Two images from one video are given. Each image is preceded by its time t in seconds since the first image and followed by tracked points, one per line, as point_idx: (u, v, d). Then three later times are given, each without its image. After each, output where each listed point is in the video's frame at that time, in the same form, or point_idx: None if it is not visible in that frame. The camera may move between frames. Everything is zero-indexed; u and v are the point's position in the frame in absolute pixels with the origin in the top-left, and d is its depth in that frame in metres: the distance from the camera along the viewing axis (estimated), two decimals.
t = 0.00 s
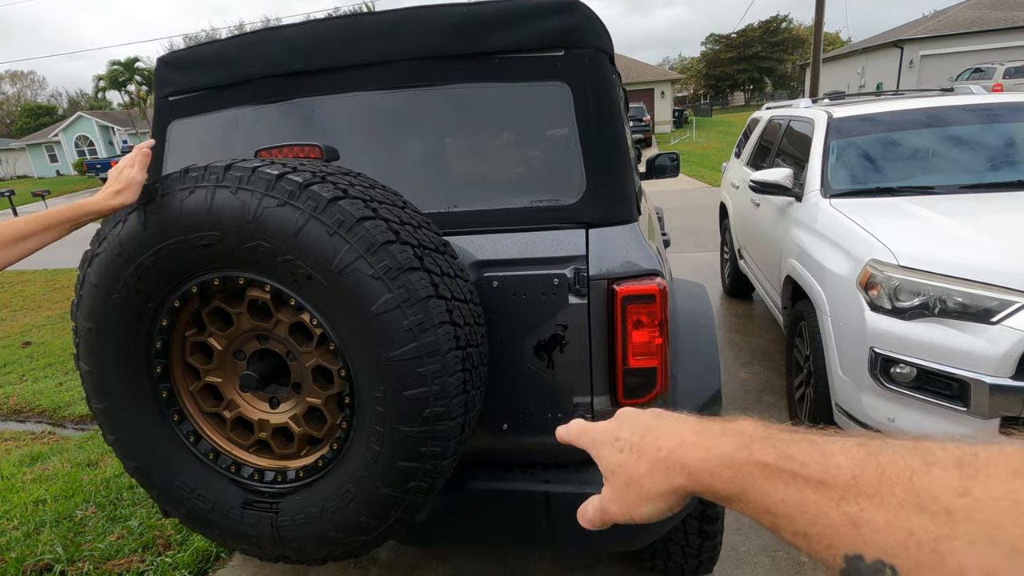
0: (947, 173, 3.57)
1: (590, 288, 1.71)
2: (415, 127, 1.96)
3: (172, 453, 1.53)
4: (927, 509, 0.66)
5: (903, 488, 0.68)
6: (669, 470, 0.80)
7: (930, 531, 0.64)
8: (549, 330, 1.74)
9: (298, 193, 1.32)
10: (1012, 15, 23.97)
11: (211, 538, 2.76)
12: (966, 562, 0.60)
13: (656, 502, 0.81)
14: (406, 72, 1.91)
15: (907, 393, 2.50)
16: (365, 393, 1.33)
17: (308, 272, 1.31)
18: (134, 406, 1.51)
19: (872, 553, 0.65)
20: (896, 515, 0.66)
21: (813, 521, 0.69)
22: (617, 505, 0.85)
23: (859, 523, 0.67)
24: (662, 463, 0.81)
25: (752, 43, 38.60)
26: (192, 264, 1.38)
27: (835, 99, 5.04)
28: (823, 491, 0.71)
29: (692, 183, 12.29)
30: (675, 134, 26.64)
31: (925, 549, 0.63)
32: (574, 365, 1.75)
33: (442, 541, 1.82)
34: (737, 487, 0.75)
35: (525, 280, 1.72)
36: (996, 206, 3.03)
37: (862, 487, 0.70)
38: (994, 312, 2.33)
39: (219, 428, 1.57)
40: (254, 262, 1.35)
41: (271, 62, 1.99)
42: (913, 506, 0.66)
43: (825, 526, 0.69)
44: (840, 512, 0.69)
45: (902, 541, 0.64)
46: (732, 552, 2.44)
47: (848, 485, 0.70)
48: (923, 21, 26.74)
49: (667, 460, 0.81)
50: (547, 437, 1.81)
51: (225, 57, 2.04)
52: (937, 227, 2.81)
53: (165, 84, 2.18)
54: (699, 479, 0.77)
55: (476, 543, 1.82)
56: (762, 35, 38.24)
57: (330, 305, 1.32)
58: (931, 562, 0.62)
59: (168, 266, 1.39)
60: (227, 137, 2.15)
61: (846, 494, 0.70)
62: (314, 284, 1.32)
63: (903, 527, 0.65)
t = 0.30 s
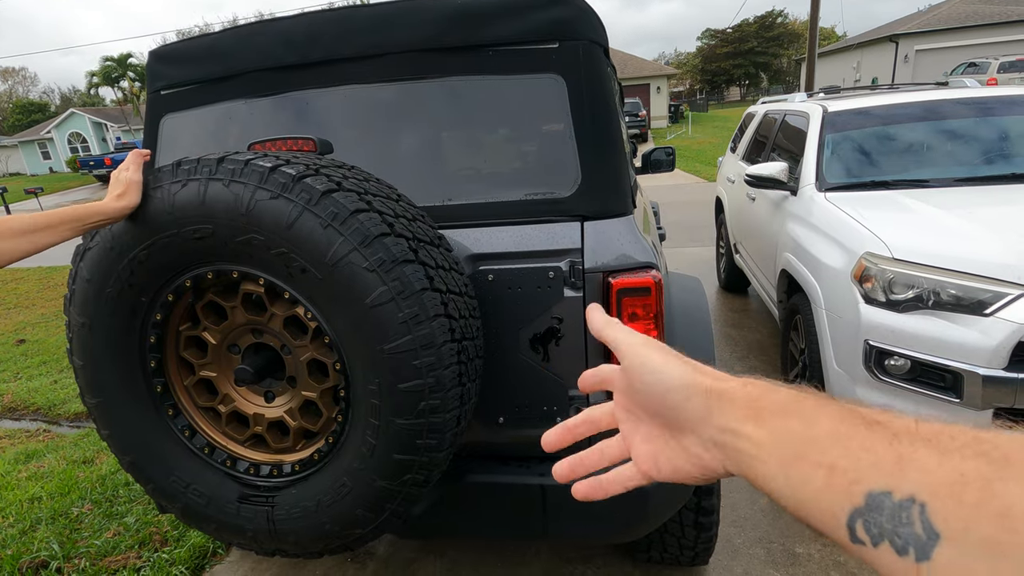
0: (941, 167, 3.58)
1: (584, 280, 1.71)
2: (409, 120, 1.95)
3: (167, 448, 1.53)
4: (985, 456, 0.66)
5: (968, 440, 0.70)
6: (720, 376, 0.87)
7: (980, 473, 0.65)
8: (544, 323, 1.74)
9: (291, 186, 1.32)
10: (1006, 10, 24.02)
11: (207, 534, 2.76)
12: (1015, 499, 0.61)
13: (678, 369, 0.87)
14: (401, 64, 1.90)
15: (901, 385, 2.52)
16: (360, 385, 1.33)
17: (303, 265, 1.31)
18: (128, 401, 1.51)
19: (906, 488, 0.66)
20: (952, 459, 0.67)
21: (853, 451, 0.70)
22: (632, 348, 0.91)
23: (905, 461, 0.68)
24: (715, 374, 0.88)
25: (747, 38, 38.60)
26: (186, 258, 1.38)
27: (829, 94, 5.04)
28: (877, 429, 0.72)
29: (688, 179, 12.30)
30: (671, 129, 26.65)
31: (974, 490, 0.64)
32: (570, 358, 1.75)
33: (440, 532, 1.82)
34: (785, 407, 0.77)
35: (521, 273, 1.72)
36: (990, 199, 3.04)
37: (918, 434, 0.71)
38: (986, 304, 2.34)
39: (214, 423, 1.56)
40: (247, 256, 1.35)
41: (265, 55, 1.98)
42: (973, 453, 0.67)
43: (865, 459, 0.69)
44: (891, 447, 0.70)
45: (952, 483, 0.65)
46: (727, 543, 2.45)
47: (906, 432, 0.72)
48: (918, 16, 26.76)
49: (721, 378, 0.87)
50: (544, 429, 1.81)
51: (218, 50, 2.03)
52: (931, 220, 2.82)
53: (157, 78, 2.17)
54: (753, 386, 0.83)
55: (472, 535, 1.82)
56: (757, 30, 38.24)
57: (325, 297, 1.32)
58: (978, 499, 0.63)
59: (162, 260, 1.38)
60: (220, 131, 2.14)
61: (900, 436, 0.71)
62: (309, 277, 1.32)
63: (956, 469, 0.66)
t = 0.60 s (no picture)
0: (936, 163, 3.59)
1: (581, 277, 1.70)
2: (406, 117, 1.94)
3: (161, 447, 1.52)
4: None
5: None
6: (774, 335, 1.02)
7: None
8: (541, 320, 1.73)
9: (287, 182, 1.31)
10: (999, 8, 24.09)
11: (203, 533, 2.74)
12: None
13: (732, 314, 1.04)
14: (397, 61, 1.89)
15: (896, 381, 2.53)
16: (357, 382, 1.33)
17: (299, 262, 1.30)
18: (122, 399, 1.50)
19: (974, 455, 0.75)
20: None
21: (924, 417, 0.80)
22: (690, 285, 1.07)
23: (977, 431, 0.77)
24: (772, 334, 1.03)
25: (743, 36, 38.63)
26: (180, 255, 1.37)
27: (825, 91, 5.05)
28: (953, 399, 0.82)
29: (683, 177, 12.30)
30: (667, 127, 26.67)
31: None
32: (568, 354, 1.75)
33: (438, 530, 1.82)
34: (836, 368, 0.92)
35: (518, 270, 1.72)
36: (985, 195, 3.06)
37: (991, 410, 0.80)
38: (981, 300, 2.35)
39: (210, 421, 1.55)
40: (242, 252, 1.34)
41: (260, 52, 1.97)
42: None
43: (934, 426, 0.79)
44: (964, 416, 0.79)
45: None
46: (725, 540, 2.45)
47: (983, 406, 0.81)
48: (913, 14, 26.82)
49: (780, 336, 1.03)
50: (542, 426, 1.80)
51: (212, 47, 2.02)
52: (926, 217, 2.83)
53: (151, 75, 2.16)
54: (805, 351, 0.97)
55: (470, 533, 1.81)
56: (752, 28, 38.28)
57: (321, 294, 1.31)
58: None
59: (155, 257, 1.37)
60: (214, 128, 2.13)
61: (976, 409, 0.80)
62: (305, 274, 1.31)
63: None
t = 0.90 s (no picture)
0: (931, 163, 3.60)
1: (580, 277, 1.70)
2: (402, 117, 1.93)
3: (158, 451, 1.51)
4: (1009, 412, 0.66)
5: (991, 396, 0.69)
6: (697, 344, 0.87)
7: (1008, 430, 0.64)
8: (540, 321, 1.73)
9: (284, 184, 1.30)
10: (991, 9, 24.26)
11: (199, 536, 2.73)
12: None
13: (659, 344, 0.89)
14: (395, 61, 1.88)
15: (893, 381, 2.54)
16: (356, 385, 1.32)
17: (297, 264, 1.29)
18: (118, 403, 1.49)
19: (925, 456, 0.66)
20: (972, 418, 0.67)
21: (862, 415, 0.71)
22: (610, 353, 0.92)
23: (919, 424, 0.69)
24: (692, 336, 0.90)
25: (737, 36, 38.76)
26: (177, 257, 1.36)
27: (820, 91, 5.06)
28: (886, 389, 0.73)
29: (678, 177, 12.35)
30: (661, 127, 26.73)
31: (1000, 449, 0.63)
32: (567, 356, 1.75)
33: (435, 532, 1.81)
34: (777, 377, 0.78)
35: (517, 271, 1.72)
36: (979, 195, 3.07)
37: (934, 392, 0.72)
38: (977, 300, 2.36)
39: (207, 425, 1.54)
40: (239, 255, 1.33)
41: (255, 52, 1.95)
42: (1000, 411, 0.67)
43: (878, 425, 0.70)
44: (900, 411, 0.70)
45: (976, 443, 0.65)
46: (722, 539, 2.45)
47: (917, 389, 0.72)
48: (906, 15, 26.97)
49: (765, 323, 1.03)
50: (541, 428, 1.80)
51: (207, 47, 2.01)
52: (922, 216, 2.84)
53: (145, 75, 2.14)
54: (731, 354, 0.83)
55: (469, 535, 1.81)
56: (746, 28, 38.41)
57: (320, 296, 1.30)
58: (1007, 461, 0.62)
59: (152, 260, 1.36)
60: (209, 128, 2.11)
61: (911, 394, 0.72)
62: (303, 276, 1.30)
63: (980, 430, 0.65)
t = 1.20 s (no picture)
0: (925, 164, 3.63)
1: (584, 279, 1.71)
2: (404, 120, 1.94)
3: (166, 456, 1.50)
4: (936, 362, 0.69)
5: (919, 347, 0.73)
6: (656, 312, 0.96)
7: (932, 378, 0.67)
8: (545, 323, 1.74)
9: (295, 188, 1.30)
10: (980, 10, 24.50)
11: (201, 540, 2.72)
12: (969, 407, 0.62)
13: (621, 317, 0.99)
14: (396, 64, 1.88)
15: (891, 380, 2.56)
16: (367, 389, 1.32)
17: (308, 268, 1.30)
18: (126, 408, 1.48)
19: (857, 409, 0.70)
20: (901, 369, 0.70)
21: (802, 372, 0.77)
22: (577, 320, 1.05)
23: (853, 378, 0.72)
24: (652, 303, 0.99)
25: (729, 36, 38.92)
26: (186, 261, 1.36)
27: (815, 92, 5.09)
28: (822, 348, 0.78)
29: (673, 177, 12.39)
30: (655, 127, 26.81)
31: (925, 396, 0.66)
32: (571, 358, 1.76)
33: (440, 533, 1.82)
34: (726, 340, 0.85)
35: (521, 274, 1.72)
36: (973, 195, 3.11)
37: (867, 346, 0.75)
38: (973, 299, 2.39)
39: (215, 429, 1.54)
40: (249, 259, 1.33)
41: (256, 55, 1.95)
42: (927, 362, 0.69)
43: (816, 384, 0.75)
44: (836, 366, 0.75)
45: (901, 393, 0.68)
46: (723, 538, 2.47)
47: (852, 344, 0.77)
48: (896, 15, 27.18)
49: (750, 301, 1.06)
50: (546, 429, 1.81)
51: (207, 50, 2.00)
52: (917, 216, 2.87)
53: (145, 77, 2.13)
54: (685, 320, 0.91)
55: (473, 536, 1.81)
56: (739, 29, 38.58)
57: (330, 300, 1.30)
58: (930, 410, 0.65)
59: (161, 265, 1.36)
60: (209, 131, 2.11)
61: (845, 350, 0.76)
62: (313, 280, 1.30)
63: (905, 379, 0.68)
